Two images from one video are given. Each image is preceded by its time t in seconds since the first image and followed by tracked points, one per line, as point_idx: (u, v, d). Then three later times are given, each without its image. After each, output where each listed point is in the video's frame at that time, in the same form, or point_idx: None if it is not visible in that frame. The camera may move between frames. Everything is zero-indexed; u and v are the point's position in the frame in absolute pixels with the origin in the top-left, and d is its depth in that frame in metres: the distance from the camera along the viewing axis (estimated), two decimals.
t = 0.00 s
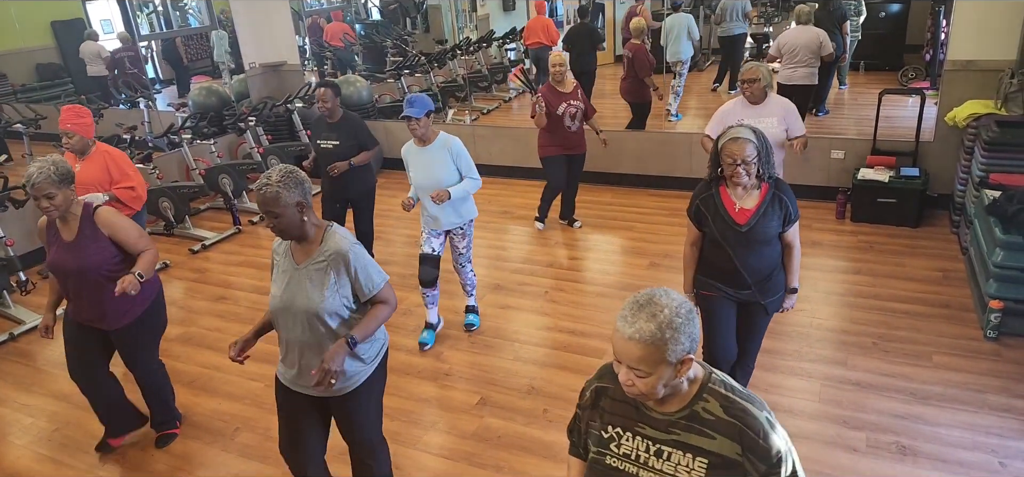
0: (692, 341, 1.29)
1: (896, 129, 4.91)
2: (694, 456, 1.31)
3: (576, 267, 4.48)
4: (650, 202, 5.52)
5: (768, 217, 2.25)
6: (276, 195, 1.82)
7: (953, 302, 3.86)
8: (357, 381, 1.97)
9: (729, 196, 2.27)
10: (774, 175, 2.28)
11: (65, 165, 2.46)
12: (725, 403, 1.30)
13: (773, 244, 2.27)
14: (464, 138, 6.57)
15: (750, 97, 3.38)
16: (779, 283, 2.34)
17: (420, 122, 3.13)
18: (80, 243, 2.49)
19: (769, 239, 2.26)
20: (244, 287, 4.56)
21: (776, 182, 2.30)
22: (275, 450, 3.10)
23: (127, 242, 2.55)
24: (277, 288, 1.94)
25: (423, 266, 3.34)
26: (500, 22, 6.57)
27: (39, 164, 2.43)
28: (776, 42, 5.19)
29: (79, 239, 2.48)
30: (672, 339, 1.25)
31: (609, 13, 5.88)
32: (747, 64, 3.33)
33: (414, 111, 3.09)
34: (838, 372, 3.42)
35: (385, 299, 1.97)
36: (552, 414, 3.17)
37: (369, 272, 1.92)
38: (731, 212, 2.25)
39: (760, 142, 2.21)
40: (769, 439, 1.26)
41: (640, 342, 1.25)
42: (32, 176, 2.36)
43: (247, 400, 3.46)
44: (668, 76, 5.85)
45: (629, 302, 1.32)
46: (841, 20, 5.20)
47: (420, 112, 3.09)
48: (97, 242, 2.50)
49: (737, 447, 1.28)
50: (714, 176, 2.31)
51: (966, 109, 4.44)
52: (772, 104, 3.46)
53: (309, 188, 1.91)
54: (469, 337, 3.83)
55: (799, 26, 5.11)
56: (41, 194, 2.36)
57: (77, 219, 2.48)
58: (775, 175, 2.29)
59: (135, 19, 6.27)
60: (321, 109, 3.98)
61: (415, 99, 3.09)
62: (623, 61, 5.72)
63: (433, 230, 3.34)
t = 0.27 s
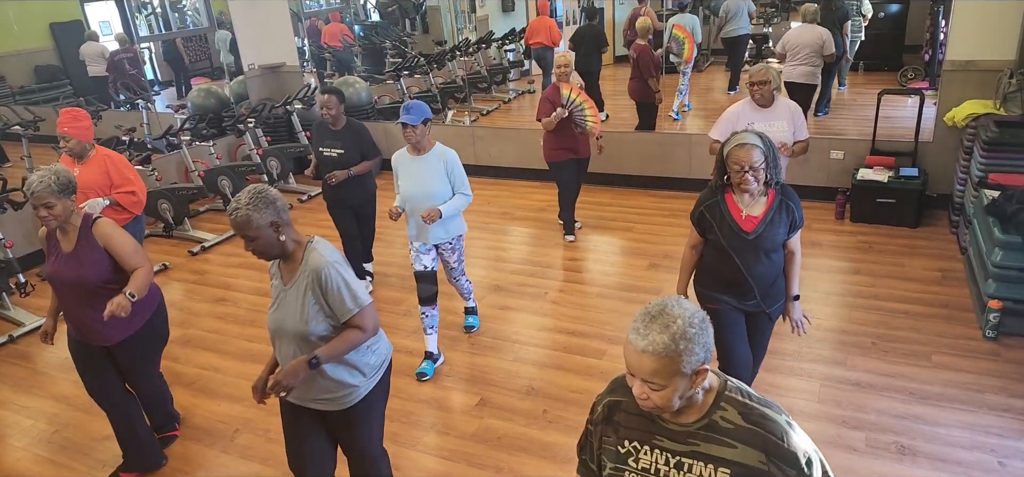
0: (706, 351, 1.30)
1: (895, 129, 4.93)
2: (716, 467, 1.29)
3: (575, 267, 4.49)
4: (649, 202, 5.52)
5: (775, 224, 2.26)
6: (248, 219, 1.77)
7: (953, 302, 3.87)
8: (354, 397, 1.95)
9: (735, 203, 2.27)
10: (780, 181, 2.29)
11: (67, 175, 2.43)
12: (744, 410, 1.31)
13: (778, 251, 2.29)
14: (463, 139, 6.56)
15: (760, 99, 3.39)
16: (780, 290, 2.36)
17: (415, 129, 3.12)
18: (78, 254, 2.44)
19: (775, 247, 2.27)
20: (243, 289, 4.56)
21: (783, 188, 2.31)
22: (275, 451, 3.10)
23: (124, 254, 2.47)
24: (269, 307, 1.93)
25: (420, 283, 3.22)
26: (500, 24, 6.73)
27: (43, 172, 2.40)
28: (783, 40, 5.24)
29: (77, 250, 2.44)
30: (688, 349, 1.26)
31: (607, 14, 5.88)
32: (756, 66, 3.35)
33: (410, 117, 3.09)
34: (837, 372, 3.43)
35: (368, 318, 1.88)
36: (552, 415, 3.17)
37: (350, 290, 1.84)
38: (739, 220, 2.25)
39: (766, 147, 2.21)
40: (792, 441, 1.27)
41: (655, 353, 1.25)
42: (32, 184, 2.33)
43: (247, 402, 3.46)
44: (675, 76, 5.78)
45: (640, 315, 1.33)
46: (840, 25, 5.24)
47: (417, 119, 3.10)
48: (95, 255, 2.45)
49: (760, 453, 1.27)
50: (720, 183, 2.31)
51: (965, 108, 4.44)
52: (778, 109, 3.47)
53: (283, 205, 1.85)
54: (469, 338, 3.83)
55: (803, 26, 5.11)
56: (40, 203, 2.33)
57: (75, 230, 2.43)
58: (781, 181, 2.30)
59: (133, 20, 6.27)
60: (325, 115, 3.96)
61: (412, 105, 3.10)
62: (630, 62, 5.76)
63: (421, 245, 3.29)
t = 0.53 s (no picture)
0: (694, 366, 1.28)
1: (895, 130, 4.95)
2: None
3: (574, 268, 4.48)
4: (648, 203, 5.52)
5: (780, 231, 2.25)
6: (216, 240, 1.74)
7: (950, 304, 3.87)
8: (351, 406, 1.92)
9: (739, 210, 2.27)
10: (785, 187, 2.28)
11: (63, 176, 2.40)
12: (733, 430, 1.29)
13: (782, 257, 2.28)
14: (463, 139, 6.56)
15: (762, 105, 3.39)
16: (785, 297, 2.35)
17: (412, 130, 3.11)
18: (71, 257, 2.41)
19: (779, 254, 2.26)
20: (241, 289, 4.54)
21: (787, 194, 2.30)
22: (273, 452, 3.09)
23: (118, 261, 2.42)
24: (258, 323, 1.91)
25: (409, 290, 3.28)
26: (499, 25, 6.55)
27: (42, 172, 2.38)
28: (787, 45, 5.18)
29: (72, 254, 2.40)
30: (672, 364, 1.25)
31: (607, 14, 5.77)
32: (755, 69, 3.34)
33: (407, 119, 3.08)
34: (836, 373, 3.43)
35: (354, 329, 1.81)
36: (551, 416, 3.16)
37: (323, 306, 1.77)
38: (742, 226, 2.25)
39: (766, 154, 2.21)
40: (776, 468, 1.26)
41: (640, 369, 1.25)
42: (26, 184, 2.32)
43: (245, 403, 3.45)
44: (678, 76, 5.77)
45: (627, 328, 1.32)
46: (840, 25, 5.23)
47: (413, 121, 3.08)
48: (89, 260, 2.42)
49: None
50: (723, 190, 2.31)
51: (963, 110, 4.45)
52: (783, 113, 3.48)
53: (254, 221, 1.80)
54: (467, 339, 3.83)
55: (805, 27, 5.09)
56: (35, 205, 2.32)
57: (72, 233, 2.40)
58: (786, 187, 2.28)
59: (132, 19, 6.24)
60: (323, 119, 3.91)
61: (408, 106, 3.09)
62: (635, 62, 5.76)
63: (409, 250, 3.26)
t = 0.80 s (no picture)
0: (705, 369, 1.28)
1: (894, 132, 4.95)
2: None
3: (574, 269, 4.49)
4: (648, 205, 5.52)
5: (784, 235, 2.25)
6: (237, 237, 1.75)
7: (950, 305, 3.87)
8: (360, 412, 1.91)
9: (744, 213, 2.28)
10: (790, 189, 2.27)
11: (73, 174, 2.41)
12: (747, 438, 1.28)
13: (788, 260, 2.28)
14: (462, 142, 6.56)
15: (768, 101, 3.39)
16: (795, 301, 2.32)
17: (416, 132, 3.09)
18: (86, 255, 2.43)
19: (783, 258, 2.26)
20: (242, 290, 4.54)
21: (794, 196, 2.29)
22: (273, 453, 3.09)
23: (138, 258, 2.48)
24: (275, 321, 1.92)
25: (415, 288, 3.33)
26: (499, 27, 6.65)
27: (52, 172, 2.39)
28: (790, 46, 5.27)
29: (86, 252, 2.43)
30: (681, 365, 1.25)
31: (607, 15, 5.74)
32: (761, 68, 3.36)
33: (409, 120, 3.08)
34: (836, 375, 3.43)
35: (366, 333, 1.81)
36: (551, 417, 3.16)
37: (343, 310, 1.77)
38: (746, 229, 2.26)
39: (768, 158, 2.19)
40: None
41: (648, 368, 1.25)
42: (39, 184, 2.33)
43: (245, 404, 3.45)
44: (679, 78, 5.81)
45: (639, 328, 1.33)
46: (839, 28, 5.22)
47: (417, 121, 3.07)
48: (105, 258, 2.44)
49: None
50: (728, 194, 2.31)
51: (963, 112, 4.45)
52: (790, 111, 3.47)
53: (279, 221, 1.81)
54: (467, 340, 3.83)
55: (809, 27, 5.12)
56: (46, 204, 2.34)
57: (87, 230, 2.43)
58: (791, 189, 2.27)
59: (132, 23, 6.12)
60: (333, 118, 3.95)
61: (412, 106, 3.08)
62: (639, 67, 5.72)
63: (416, 249, 3.29)
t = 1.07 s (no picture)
0: (747, 371, 1.28)
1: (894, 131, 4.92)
2: None
3: (573, 269, 4.48)
4: (647, 204, 5.51)
5: (795, 229, 2.25)
6: (280, 224, 1.88)
7: (949, 303, 3.88)
8: (394, 399, 2.00)
9: (754, 207, 2.29)
10: (800, 183, 2.26)
11: (90, 174, 2.44)
12: (785, 442, 1.29)
13: (800, 256, 2.27)
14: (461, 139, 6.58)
15: (777, 100, 3.41)
16: (809, 299, 2.32)
17: (427, 129, 3.13)
18: (107, 251, 2.50)
19: (795, 253, 2.26)
20: (241, 291, 4.53)
21: (804, 190, 2.28)
22: (273, 453, 3.09)
23: (154, 259, 2.50)
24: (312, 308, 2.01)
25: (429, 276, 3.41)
26: (497, 26, 6.63)
27: (72, 171, 2.45)
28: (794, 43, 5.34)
29: (106, 249, 2.50)
30: (723, 365, 1.25)
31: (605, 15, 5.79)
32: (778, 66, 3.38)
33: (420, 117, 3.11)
34: (836, 373, 3.43)
35: (373, 343, 1.83)
36: (551, 416, 3.17)
37: (367, 313, 1.83)
38: (756, 224, 2.28)
39: (776, 155, 2.20)
40: None
41: (689, 366, 1.26)
42: (56, 183, 2.39)
43: (245, 404, 3.45)
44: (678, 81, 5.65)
45: (684, 323, 1.33)
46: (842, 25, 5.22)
47: (428, 118, 3.11)
48: (123, 256, 2.49)
49: None
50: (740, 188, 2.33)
51: (963, 110, 4.45)
52: (801, 112, 3.46)
53: (321, 215, 1.90)
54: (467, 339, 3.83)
55: (818, 27, 5.09)
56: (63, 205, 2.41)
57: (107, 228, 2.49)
58: (801, 183, 2.27)
59: (129, 22, 6.17)
60: (345, 116, 3.92)
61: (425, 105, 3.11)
62: (642, 66, 5.57)
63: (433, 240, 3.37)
